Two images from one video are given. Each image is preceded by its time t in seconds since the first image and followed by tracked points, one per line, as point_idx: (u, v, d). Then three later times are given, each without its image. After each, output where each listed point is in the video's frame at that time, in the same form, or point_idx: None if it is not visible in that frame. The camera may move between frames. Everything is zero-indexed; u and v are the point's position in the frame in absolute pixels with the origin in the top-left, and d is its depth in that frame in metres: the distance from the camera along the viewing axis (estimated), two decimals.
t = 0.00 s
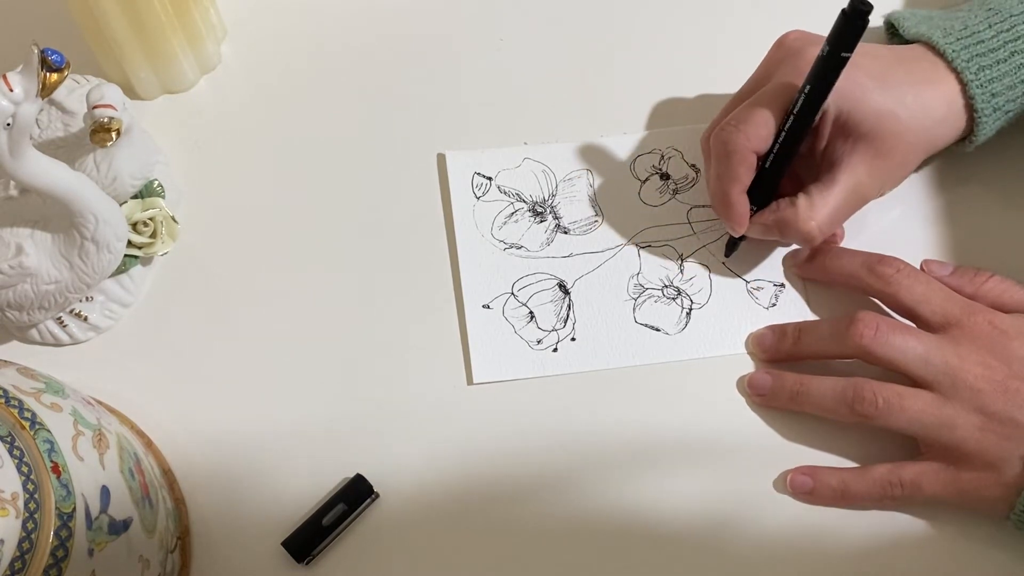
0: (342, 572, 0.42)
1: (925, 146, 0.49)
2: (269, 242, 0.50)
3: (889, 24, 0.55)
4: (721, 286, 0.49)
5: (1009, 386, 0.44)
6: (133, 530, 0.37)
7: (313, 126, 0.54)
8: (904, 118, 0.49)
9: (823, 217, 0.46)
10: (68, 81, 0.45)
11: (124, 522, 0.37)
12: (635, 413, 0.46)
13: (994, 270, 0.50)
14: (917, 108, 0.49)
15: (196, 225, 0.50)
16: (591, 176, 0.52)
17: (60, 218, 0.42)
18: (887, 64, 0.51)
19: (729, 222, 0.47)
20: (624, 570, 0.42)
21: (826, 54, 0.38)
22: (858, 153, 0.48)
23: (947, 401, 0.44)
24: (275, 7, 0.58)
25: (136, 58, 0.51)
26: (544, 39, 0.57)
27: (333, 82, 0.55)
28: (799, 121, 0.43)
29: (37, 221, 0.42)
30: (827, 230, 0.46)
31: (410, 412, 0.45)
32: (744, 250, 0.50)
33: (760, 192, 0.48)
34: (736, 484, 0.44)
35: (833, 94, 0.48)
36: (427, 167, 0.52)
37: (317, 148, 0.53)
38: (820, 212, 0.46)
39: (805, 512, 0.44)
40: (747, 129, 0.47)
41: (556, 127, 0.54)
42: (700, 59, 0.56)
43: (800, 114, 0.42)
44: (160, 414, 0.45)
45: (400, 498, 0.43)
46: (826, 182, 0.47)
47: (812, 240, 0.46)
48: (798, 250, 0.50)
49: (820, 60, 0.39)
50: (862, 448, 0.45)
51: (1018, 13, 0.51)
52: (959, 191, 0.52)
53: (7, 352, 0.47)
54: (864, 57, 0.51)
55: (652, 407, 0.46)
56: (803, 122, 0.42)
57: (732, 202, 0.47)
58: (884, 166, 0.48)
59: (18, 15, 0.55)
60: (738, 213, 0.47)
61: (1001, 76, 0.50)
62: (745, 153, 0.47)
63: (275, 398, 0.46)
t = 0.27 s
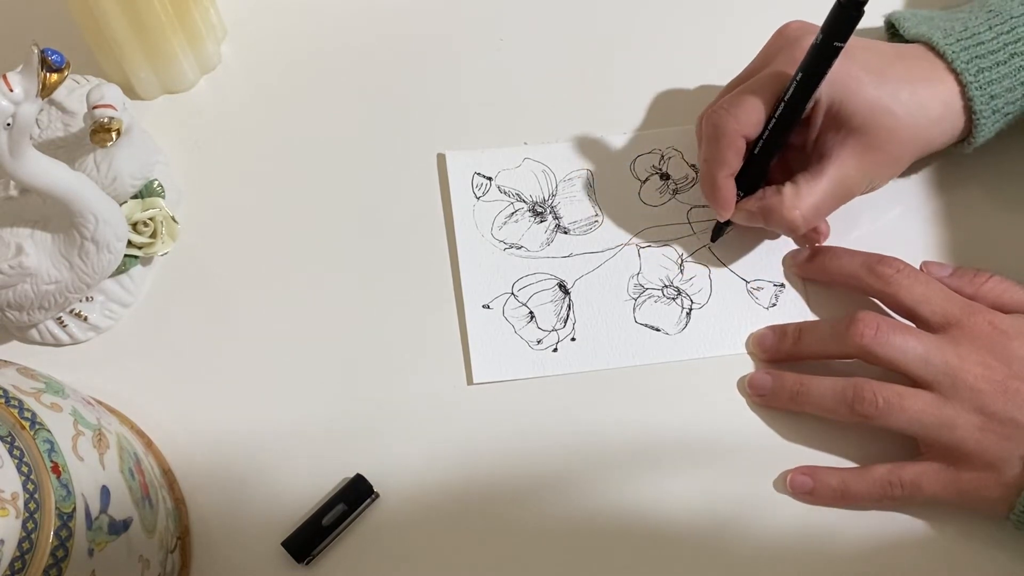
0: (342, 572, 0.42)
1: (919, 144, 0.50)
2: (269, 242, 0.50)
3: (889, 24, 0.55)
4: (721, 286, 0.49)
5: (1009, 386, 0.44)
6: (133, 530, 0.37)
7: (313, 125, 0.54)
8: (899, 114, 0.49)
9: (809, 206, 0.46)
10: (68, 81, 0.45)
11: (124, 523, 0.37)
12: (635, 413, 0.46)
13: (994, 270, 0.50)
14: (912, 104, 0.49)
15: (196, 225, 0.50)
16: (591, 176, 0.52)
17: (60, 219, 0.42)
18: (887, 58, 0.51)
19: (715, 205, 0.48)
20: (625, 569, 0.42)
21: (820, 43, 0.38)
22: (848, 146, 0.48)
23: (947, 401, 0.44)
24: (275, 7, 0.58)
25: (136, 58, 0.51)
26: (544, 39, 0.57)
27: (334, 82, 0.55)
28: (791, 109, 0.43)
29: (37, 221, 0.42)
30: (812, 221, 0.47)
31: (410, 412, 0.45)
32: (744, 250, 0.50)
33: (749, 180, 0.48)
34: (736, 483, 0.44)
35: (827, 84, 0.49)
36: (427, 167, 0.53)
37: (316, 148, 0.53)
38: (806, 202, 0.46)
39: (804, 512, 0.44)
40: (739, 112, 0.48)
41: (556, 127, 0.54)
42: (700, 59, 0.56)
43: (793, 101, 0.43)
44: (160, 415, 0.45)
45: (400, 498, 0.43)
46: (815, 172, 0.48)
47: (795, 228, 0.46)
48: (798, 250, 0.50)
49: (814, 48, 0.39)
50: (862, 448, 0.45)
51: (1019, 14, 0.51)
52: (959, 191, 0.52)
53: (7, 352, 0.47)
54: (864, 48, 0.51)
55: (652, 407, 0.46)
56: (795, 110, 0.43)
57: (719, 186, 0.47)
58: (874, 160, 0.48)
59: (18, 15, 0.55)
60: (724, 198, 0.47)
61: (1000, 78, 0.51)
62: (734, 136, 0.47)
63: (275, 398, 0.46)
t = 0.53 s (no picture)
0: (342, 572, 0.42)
1: (912, 140, 0.50)
2: (269, 242, 0.50)
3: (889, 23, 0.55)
4: (721, 286, 0.49)
5: (1009, 386, 0.44)
6: (133, 530, 0.37)
7: (313, 125, 0.54)
8: (892, 108, 0.49)
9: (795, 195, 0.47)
10: (68, 81, 0.45)
11: (124, 522, 0.37)
12: (635, 412, 0.46)
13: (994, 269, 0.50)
14: (907, 99, 0.49)
15: (196, 225, 0.50)
16: (591, 176, 0.52)
17: (60, 219, 0.42)
18: (886, 54, 0.51)
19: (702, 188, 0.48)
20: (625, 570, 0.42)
21: (814, 31, 0.39)
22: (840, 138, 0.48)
23: (947, 401, 0.44)
24: (275, 7, 0.58)
25: (136, 58, 0.51)
26: (544, 39, 0.57)
27: (334, 82, 0.55)
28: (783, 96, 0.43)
29: (37, 221, 0.42)
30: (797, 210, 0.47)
31: (410, 412, 0.45)
32: (744, 250, 0.50)
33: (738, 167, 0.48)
34: (736, 483, 0.44)
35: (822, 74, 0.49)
36: (427, 166, 0.52)
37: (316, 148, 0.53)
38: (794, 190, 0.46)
39: (804, 512, 0.44)
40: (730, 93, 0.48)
41: (556, 127, 0.54)
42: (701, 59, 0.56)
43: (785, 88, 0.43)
44: (160, 415, 0.45)
45: (400, 498, 0.43)
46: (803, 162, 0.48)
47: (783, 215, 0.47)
48: (798, 250, 0.50)
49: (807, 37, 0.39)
50: (862, 448, 0.45)
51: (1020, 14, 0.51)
52: (959, 191, 0.52)
53: (7, 352, 0.47)
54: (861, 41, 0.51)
55: (652, 407, 0.46)
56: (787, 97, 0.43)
57: (707, 169, 0.48)
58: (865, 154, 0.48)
59: (18, 15, 0.55)
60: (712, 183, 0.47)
61: (1000, 78, 0.50)
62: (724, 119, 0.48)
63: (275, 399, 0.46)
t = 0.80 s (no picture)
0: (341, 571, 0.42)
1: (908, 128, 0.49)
2: (269, 242, 0.50)
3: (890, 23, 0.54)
4: (721, 286, 0.49)
5: (1008, 387, 0.44)
6: (133, 530, 0.37)
7: (313, 126, 0.54)
8: (890, 95, 0.49)
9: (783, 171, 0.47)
10: (68, 81, 0.45)
11: (124, 522, 0.37)
12: (635, 413, 0.46)
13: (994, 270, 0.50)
14: (906, 89, 0.49)
15: (196, 225, 0.50)
16: (591, 176, 0.52)
17: (60, 219, 0.42)
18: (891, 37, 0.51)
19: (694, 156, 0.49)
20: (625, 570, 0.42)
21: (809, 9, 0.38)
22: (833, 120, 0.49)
23: (947, 401, 0.44)
24: (275, 7, 0.58)
25: (136, 58, 0.51)
26: (544, 39, 0.57)
27: (334, 82, 0.55)
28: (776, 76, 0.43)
29: (37, 221, 0.42)
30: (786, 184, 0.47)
31: (410, 412, 0.45)
32: (744, 250, 0.50)
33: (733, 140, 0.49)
34: (736, 483, 0.44)
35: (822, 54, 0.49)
36: (427, 167, 0.52)
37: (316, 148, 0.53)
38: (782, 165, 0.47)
39: (804, 512, 0.44)
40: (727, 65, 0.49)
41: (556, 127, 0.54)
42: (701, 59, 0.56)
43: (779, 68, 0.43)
44: (160, 415, 0.45)
45: (400, 498, 0.43)
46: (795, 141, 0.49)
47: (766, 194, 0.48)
48: (798, 250, 0.50)
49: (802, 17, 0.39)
50: (862, 448, 0.45)
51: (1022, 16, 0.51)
52: (959, 191, 0.52)
53: (8, 352, 0.47)
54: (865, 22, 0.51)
55: (652, 407, 0.46)
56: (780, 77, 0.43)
57: (699, 138, 0.49)
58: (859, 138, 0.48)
59: (18, 15, 0.55)
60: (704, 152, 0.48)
61: (1001, 78, 0.51)
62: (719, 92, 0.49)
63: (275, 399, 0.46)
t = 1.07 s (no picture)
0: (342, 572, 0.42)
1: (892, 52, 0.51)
2: (269, 242, 0.50)
3: None
4: (721, 286, 0.49)
5: (1009, 387, 0.44)
6: (133, 530, 0.37)
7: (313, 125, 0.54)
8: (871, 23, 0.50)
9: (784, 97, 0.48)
10: (68, 81, 0.45)
11: (124, 522, 0.37)
12: (636, 412, 0.46)
13: (994, 270, 0.50)
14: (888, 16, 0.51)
15: (196, 226, 0.50)
16: (591, 176, 0.52)
17: (60, 219, 0.42)
18: None
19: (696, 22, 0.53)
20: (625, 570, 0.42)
21: None
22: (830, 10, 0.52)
23: (947, 401, 0.44)
24: (274, 8, 0.58)
25: (136, 58, 0.51)
26: (544, 39, 0.57)
27: (333, 82, 0.55)
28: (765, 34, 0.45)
29: (37, 221, 0.42)
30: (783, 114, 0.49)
31: (410, 412, 0.45)
32: (744, 250, 0.50)
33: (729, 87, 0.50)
34: (736, 484, 0.44)
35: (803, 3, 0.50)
36: (427, 167, 0.52)
37: (316, 148, 0.53)
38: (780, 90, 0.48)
39: (805, 512, 0.44)
40: None
41: (556, 127, 0.54)
42: (700, 58, 0.56)
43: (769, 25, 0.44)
44: (159, 415, 0.45)
45: (400, 498, 0.43)
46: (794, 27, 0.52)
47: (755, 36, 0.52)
48: (798, 250, 0.50)
49: None
50: (862, 449, 0.45)
51: None
52: (958, 191, 0.52)
53: (8, 352, 0.47)
54: None
55: (652, 407, 0.46)
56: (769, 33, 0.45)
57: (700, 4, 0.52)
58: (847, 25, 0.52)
59: (17, 15, 0.55)
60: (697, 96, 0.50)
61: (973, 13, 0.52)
62: None
63: (275, 399, 0.46)
